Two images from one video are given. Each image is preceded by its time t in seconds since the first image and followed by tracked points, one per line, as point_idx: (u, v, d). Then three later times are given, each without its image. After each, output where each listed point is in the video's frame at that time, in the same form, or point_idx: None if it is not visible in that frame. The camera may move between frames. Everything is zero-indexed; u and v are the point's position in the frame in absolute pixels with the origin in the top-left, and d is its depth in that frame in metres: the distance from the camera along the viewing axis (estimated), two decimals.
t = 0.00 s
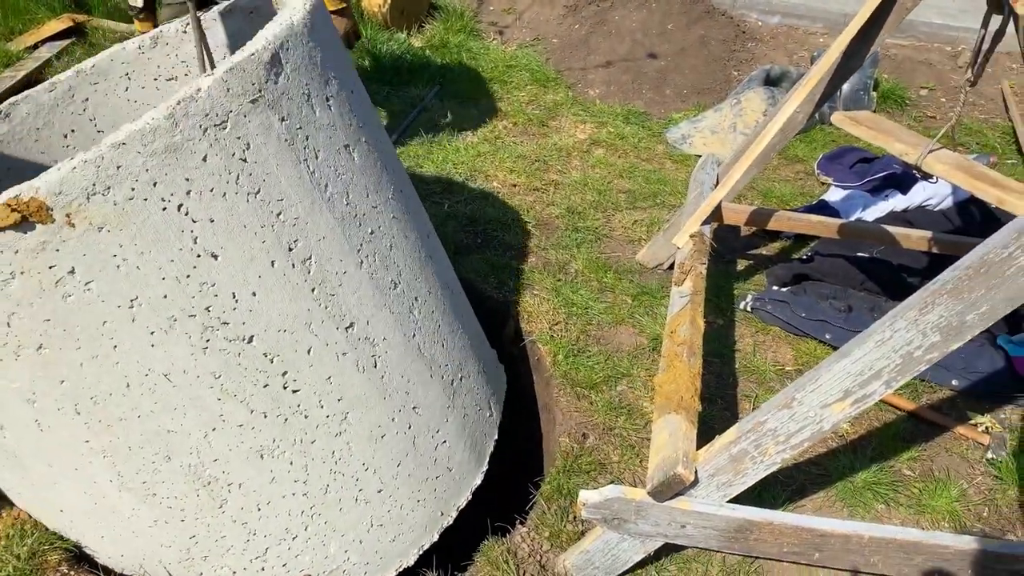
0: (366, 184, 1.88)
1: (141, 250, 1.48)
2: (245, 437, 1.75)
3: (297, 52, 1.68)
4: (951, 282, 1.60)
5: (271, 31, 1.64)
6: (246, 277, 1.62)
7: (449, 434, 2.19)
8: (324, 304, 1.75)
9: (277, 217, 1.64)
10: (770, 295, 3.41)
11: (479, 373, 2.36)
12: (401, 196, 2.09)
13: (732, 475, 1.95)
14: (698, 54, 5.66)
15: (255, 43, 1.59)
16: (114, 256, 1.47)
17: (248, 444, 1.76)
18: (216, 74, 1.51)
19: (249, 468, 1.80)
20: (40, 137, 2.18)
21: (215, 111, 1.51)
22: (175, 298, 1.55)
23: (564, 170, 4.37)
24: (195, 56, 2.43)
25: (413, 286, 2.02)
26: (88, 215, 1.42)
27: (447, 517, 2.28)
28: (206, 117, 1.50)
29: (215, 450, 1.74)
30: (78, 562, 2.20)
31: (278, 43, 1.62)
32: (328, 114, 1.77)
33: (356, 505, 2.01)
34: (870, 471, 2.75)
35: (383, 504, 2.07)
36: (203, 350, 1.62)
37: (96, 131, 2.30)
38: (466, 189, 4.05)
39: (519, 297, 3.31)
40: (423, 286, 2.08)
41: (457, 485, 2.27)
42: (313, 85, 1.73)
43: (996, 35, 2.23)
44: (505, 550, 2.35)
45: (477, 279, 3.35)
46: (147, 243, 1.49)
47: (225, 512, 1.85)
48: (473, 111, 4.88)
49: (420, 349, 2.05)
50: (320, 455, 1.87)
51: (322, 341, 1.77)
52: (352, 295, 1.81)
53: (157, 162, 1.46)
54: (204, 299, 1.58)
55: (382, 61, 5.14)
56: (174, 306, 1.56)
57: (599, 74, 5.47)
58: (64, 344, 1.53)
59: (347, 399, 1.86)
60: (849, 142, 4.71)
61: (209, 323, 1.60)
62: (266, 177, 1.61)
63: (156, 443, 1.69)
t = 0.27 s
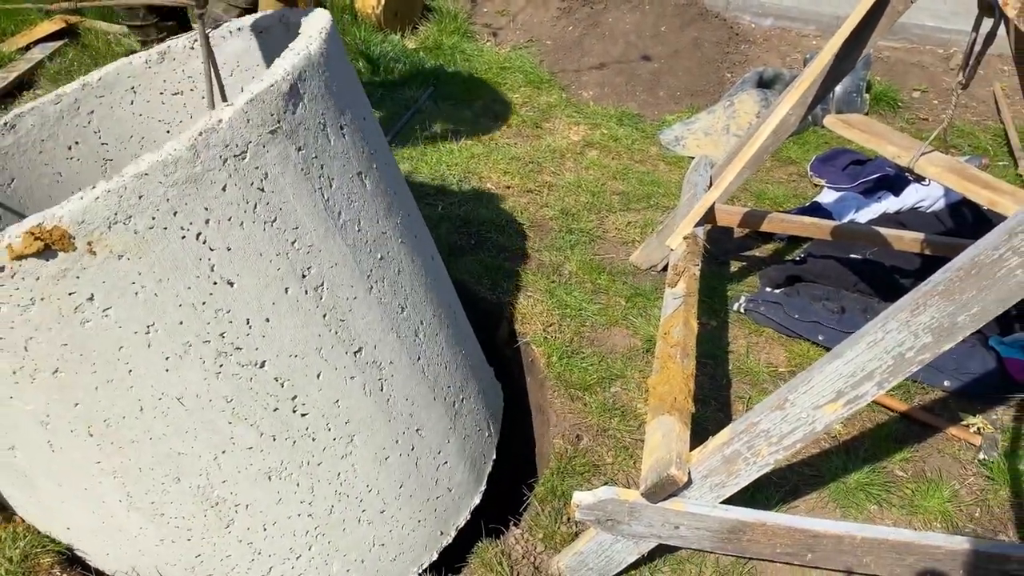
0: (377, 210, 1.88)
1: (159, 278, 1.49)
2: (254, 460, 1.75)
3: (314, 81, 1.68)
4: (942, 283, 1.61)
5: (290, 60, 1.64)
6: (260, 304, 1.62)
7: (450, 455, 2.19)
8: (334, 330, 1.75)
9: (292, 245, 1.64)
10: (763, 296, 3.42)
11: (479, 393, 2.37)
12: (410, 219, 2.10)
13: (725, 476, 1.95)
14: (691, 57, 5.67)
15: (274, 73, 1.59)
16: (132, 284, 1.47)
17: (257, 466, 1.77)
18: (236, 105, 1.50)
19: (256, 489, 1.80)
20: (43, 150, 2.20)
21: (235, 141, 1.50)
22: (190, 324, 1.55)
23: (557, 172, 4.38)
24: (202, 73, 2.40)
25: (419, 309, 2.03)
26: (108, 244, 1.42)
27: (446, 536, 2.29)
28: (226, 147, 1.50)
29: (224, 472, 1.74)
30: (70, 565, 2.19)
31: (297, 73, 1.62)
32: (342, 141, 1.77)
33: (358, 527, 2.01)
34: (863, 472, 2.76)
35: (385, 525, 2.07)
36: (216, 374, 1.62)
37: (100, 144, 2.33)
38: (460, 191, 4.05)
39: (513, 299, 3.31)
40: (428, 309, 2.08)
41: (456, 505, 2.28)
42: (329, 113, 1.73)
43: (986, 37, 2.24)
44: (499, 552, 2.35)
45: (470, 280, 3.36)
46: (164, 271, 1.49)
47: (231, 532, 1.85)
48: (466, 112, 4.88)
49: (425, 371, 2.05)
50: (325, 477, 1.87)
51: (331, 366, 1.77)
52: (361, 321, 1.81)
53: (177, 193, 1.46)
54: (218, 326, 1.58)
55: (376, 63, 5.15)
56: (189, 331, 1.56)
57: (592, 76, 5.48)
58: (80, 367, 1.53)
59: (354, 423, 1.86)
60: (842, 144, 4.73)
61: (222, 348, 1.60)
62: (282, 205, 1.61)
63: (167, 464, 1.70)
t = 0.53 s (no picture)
0: (390, 230, 1.90)
1: (178, 296, 1.49)
2: (263, 475, 1.75)
3: (334, 105, 1.71)
4: (939, 282, 1.61)
5: (312, 85, 1.67)
6: (276, 322, 1.62)
7: (452, 471, 2.20)
8: (347, 349, 1.76)
9: (309, 265, 1.65)
10: (762, 296, 3.42)
11: (479, 409, 2.38)
12: (420, 239, 2.12)
13: (722, 476, 1.96)
14: (690, 57, 5.67)
15: (296, 97, 1.61)
16: (152, 301, 1.47)
17: (265, 481, 1.76)
18: (260, 127, 1.53)
19: (264, 504, 1.80)
20: (52, 151, 2.20)
21: (257, 163, 1.52)
22: (207, 342, 1.55)
23: (556, 172, 4.38)
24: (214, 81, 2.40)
25: (427, 327, 2.04)
26: (131, 262, 1.42)
27: (445, 551, 2.28)
28: (249, 169, 1.52)
29: (233, 486, 1.74)
30: (67, 563, 2.19)
31: (318, 97, 1.65)
32: (359, 163, 1.79)
33: (361, 542, 2.01)
34: (860, 472, 2.76)
35: (387, 540, 2.07)
36: (230, 390, 1.62)
37: (108, 148, 2.33)
38: (459, 191, 4.05)
39: (512, 299, 3.31)
40: (435, 327, 2.10)
41: (455, 521, 2.28)
42: (347, 136, 1.75)
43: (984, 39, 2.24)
44: (496, 551, 2.35)
45: (468, 280, 3.36)
46: (184, 289, 1.49)
47: (236, 545, 1.85)
48: (465, 112, 4.88)
49: (431, 388, 2.06)
50: (331, 493, 1.87)
51: (342, 384, 1.77)
52: (372, 339, 1.82)
53: (199, 213, 1.47)
54: (235, 343, 1.58)
55: (375, 63, 5.15)
56: (205, 349, 1.56)
57: (591, 76, 5.48)
58: (97, 383, 1.52)
59: (361, 440, 1.86)
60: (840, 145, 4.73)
61: (237, 365, 1.60)
62: (300, 226, 1.62)
63: (178, 477, 1.69)
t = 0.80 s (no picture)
0: (409, 248, 1.90)
1: (205, 316, 1.49)
2: (283, 490, 1.75)
3: (356, 127, 1.71)
4: (952, 285, 1.60)
5: (335, 107, 1.67)
6: (300, 342, 1.62)
7: (466, 484, 2.20)
8: (367, 367, 1.76)
9: (332, 285, 1.65)
10: (770, 297, 3.41)
11: (491, 420, 2.39)
12: (436, 255, 2.12)
13: (732, 477, 1.95)
14: (698, 55, 5.65)
15: (320, 120, 1.62)
16: (180, 321, 1.47)
17: (285, 495, 1.77)
18: (286, 151, 1.54)
19: (284, 518, 1.80)
20: (71, 165, 2.19)
21: (282, 186, 1.53)
22: (232, 361, 1.55)
23: (563, 170, 4.37)
24: (231, 96, 2.39)
25: (443, 343, 2.04)
26: (160, 285, 1.42)
27: (458, 561, 2.29)
28: (276, 193, 1.52)
29: (254, 500, 1.75)
30: (76, 560, 2.19)
31: (342, 120, 1.66)
32: (380, 183, 1.80)
33: (377, 554, 2.01)
34: (868, 474, 2.76)
35: (402, 552, 2.07)
36: (253, 409, 1.62)
37: (125, 162, 2.33)
38: (466, 189, 4.05)
39: (519, 298, 3.30)
40: (450, 342, 2.10)
41: (468, 532, 2.28)
42: (368, 157, 1.75)
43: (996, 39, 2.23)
44: (504, 550, 2.35)
45: (475, 279, 3.35)
46: (211, 309, 1.49)
47: (256, 558, 1.86)
48: (473, 110, 4.88)
49: (447, 403, 2.06)
50: (350, 507, 1.88)
51: (361, 401, 1.77)
52: (391, 356, 1.82)
53: (228, 236, 1.47)
54: (259, 363, 1.58)
55: (383, 60, 5.15)
56: (231, 368, 1.55)
57: (599, 75, 5.47)
58: (124, 401, 1.52)
59: (380, 455, 1.86)
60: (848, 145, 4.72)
61: (261, 384, 1.60)
62: (324, 247, 1.62)
63: (200, 492, 1.70)
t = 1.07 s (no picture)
0: (434, 254, 1.88)
1: (234, 320, 1.48)
2: (304, 493, 1.75)
3: (387, 134, 1.70)
4: (984, 285, 1.58)
5: (368, 113, 1.66)
6: (325, 347, 1.61)
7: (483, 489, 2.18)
8: (391, 373, 1.75)
9: (359, 292, 1.64)
10: (788, 293, 3.38)
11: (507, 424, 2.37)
12: (461, 261, 2.11)
13: (754, 477, 1.93)
14: (714, 47, 5.59)
15: (352, 126, 1.61)
16: (208, 325, 1.47)
17: (305, 499, 1.76)
18: (319, 157, 1.53)
19: (303, 521, 1.80)
20: (90, 157, 2.18)
21: (314, 192, 1.52)
22: (258, 365, 1.54)
23: (578, 163, 4.34)
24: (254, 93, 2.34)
25: (465, 349, 2.02)
26: (190, 288, 1.42)
27: (472, 566, 2.28)
28: (307, 199, 1.51)
29: (274, 503, 1.74)
30: (92, 552, 2.18)
31: (374, 127, 1.65)
32: (408, 189, 1.78)
33: (393, 557, 2.01)
34: (888, 474, 2.73)
35: (418, 557, 2.06)
36: (277, 413, 1.61)
37: (146, 155, 2.30)
38: (480, 182, 4.02)
39: (535, 292, 3.27)
40: (471, 347, 2.08)
41: (482, 536, 2.27)
42: (398, 163, 1.74)
43: None
44: (519, 547, 2.33)
45: (490, 273, 3.33)
46: (239, 313, 1.48)
47: (274, 559, 1.86)
48: (487, 102, 4.84)
49: (468, 409, 2.05)
50: (368, 511, 1.87)
51: (383, 406, 1.76)
52: (414, 363, 1.81)
53: (259, 242, 1.47)
54: (285, 367, 1.57)
55: (397, 52, 5.12)
56: (257, 372, 1.55)
57: (614, 67, 5.42)
58: (150, 403, 1.52)
59: (400, 459, 1.85)
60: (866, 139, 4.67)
61: (286, 388, 1.59)
62: (353, 253, 1.61)
63: (222, 493, 1.69)
